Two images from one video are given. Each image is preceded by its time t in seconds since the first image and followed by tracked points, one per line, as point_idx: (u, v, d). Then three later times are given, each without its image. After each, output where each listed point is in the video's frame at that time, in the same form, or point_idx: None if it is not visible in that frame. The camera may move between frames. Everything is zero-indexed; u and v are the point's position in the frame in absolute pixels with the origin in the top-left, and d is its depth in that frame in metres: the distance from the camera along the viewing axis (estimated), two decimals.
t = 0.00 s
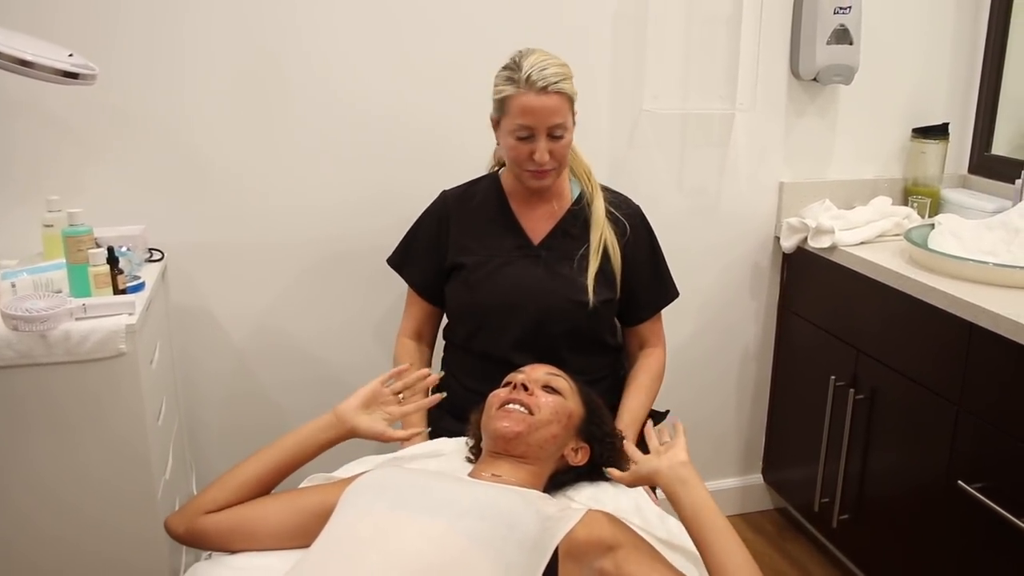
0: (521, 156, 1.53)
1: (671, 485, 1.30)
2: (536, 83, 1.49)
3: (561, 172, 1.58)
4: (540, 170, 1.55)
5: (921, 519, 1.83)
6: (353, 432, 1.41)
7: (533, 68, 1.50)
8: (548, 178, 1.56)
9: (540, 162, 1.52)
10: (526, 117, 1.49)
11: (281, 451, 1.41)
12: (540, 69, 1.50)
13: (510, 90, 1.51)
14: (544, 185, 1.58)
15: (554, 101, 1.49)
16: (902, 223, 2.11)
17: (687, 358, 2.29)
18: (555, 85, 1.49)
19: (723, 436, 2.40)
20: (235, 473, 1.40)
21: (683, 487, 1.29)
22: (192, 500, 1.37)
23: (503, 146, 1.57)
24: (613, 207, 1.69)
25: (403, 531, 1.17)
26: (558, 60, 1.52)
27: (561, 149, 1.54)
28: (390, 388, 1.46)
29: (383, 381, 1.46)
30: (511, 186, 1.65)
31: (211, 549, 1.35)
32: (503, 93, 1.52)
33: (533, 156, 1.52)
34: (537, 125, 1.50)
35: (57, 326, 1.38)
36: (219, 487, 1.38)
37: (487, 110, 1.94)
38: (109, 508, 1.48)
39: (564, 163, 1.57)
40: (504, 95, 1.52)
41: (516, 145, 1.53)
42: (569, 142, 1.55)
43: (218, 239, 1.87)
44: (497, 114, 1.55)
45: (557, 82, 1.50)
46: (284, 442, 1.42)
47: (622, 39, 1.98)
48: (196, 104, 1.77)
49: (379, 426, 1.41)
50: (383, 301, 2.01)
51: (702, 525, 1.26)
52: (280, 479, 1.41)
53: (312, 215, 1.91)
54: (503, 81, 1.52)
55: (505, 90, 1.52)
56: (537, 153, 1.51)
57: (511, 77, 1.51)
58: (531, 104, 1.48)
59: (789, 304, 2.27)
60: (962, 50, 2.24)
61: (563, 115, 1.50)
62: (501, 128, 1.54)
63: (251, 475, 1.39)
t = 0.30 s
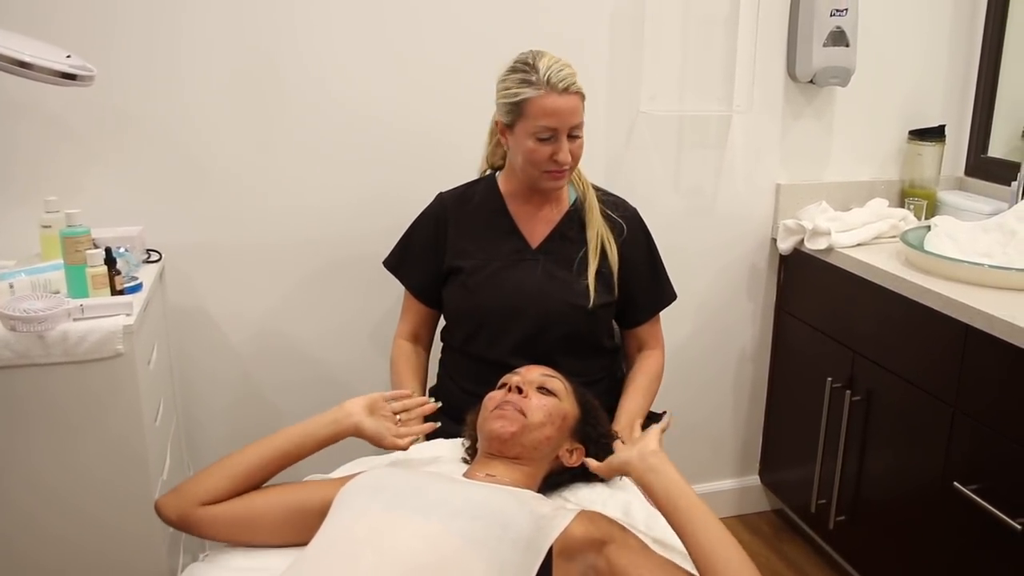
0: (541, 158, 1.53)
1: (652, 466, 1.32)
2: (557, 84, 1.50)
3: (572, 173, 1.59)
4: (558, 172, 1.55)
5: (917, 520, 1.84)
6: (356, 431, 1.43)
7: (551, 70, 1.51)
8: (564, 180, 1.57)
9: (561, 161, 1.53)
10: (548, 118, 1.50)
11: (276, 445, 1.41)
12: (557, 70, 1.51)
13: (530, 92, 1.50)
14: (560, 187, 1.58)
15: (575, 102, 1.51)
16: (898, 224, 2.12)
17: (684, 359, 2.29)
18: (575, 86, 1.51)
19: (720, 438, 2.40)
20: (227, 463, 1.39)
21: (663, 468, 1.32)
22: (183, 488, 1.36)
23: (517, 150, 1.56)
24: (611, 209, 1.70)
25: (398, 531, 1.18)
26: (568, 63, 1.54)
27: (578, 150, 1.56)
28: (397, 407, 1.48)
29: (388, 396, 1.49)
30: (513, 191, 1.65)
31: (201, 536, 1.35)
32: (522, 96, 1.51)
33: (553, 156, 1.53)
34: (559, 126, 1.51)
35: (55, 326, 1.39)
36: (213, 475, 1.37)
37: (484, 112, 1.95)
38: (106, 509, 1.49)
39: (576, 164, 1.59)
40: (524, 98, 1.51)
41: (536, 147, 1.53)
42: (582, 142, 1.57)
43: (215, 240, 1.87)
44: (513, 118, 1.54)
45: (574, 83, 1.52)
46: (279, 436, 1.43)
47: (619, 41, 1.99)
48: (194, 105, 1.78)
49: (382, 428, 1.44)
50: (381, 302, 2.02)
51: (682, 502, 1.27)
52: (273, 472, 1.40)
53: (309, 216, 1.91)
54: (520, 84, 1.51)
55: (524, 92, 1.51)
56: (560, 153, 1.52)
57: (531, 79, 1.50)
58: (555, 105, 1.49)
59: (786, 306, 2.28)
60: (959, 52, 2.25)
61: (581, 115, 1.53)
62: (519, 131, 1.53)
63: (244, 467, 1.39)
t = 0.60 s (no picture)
0: (523, 155, 1.54)
1: (550, 443, 1.25)
2: (552, 86, 1.50)
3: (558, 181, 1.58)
4: (538, 174, 1.55)
5: (916, 524, 1.84)
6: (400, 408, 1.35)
7: (554, 71, 1.51)
8: (544, 184, 1.56)
9: (538, 163, 1.52)
10: (535, 117, 1.50)
11: (296, 436, 1.30)
12: (562, 73, 1.51)
13: (528, 87, 1.52)
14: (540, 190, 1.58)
15: (567, 107, 1.50)
16: (898, 229, 2.12)
17: (684, 363, 2.29)
18: (574, 92, 1.51)
19: (720, 441, 2.41)
20: (243, 461, 1.29)
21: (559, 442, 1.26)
22: (205, 493, 1.27)
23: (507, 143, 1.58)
24: (611, 214, 1.70)
25: (400, 537, 1.17)
26: (581, 70, 1.54)
27: (564, 157, 1.54)
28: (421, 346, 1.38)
29: (419, 340, 1.37)
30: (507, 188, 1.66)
31: (233, 532, 1.31)
32: (519, 89, 1.53)
33: (534, 156, 1.53)
34: (546, 128, 1.51)
35: (56, 327, 1.39)
36: (232, 478, 1.28)
37: (486, 117, 1.96)
38: (107, 509, 1.49)
39: (564, 173, 1.57)
40: (519, 92, 1.53)
41: (521, 143, 1.54)
42: (572, 153, 1.55)
43: (217, 242, 1.88)
44: (509, 110, 1.55)
45: (574, 90, 1.51)
46: (297, 425, 1.31)
47: (620, 45, 1.99)
48: (196, 108, 1.78)
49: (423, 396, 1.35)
50: (381, 305, 2.02)
51: (581, 480, 1.22)
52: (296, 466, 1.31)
53: (310, 219, 1.92)
54: (523, 78, 1.53)
55: (522, 87, 1.53)
56: (539, 155, 1.51)
57: (531, 75, 1.52)
58: (543, 105, 1.49)
59: (786, 309, 2.28)
60: (959, 57, 2.25)
61: (572, 124, 1.51)
62: (510, 124, 1.55)
63: (266, 466, 1.28)
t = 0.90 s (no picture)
0: (520, 153, 1.54)
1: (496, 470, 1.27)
2: (553, 85, 1.50)
3: (553, 181, 1.58)
4: (534, 173, 1.55)
5: (917, 525, 1.84)
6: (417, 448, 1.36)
7: (556, 71, 1.52)
8: (539, 183, 1.57)
9: (533, 161, 1.53)
10: (533, 114, 1.51)
11: (329, 495, 1.27)
12: (564, 74, 1.51)
13: (529, 85, 1.52)
14: (535, 189, 1.58)
15: (565, 107, 1.51)
16: (899, 230, 2.12)
17: (685, 364, 2.30)
18: (574, 93, 1.51)
19: (721, 442, 2.41)
20: (276, 525, 1.24)
21: (509, 472, 1.27)
22: (242, 561, 1.22)
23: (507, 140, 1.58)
24: (612, 215, 1.71)
25: (397, 537, 1.18)
26: (585, 73, 1.54)
27: (560, 158, 1.54)
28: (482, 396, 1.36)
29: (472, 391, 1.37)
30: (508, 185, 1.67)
31: None
32: (522, 86, 1.54)
33: (529, 154, 1.54)
34: (542, 126, 1.51)
35: (59, 327, 1.39)
36: (269, 542, 1.23)
37: (488, 118, 1.96)
38: (109, 509, 1.49)
39: (560, 174, 1.57)
40: (521, 89, 1.54)
41: (518, 139, 1.54)
42: (568, 154, 1.55)
43: (219, 243, 1.88)
44: (510, 107, 1.56)
45: (573, 91, 1.51)
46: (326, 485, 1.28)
47: (621, 47, 2.00)
48: (199, 109, 1.79)
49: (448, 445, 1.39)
50: (383, 306, 2.03)
51: (510, 510, 1.21)
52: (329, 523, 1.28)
53: (312, 220, 1.92)
54: (526, 76, 1.54)
55: (523, 85, 1.54)
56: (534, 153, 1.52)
57: (534, 73, 1.53)
58: (542, 104, 1.50)
59: (787, 310, 2.28)
60: (960, 58, 2.26)
61: (569, 125, 1.51)
62: (510, 120, 1.56)
63: (302, 527, 1.25)
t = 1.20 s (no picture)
0: (524, 155, 1.54)
1: (500, 477, 1.27)
2: (554, 85, 1.51)
3: (558, 182, 1.58)
4: (539, 174, 1.56)
5: (916, 527, 1.84)
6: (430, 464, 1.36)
7: (556, 71, 1.52)
8: (544, 184, 1.57)
9: (538, 162, 1.53)
10: (536, 116, 1.51)
11: (334, 493, 1.27)
12: (564, 74, 1.52)
13: (529, 87, 1.53)
14: (541, 191, 1.58)
15: (567, 107, 1.51)
16: (898, 233, 2.12)
17: (684, 366, 2.30)
18: (575, 93, 1.51)
19: (720, 444, 2.41)
20: (280, 519, 1.25)
21: (512, 480, 1.27)
22: (242, 551, 1.24)
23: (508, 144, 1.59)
24: (611, 218, 1.71)
25: (398, 538, 1.18)
26: (583, 72, 1.55)
27: (564, 158, 1.55)
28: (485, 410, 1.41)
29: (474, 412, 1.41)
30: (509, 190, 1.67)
31: None
32: (522, 89, 1.55)
33: (534, 156, 1.54)
34: (546, 127, 1.52)
35: (60, 330, 1.40)
36: (270, 536, 1.24)
37: (488, 120, 1.96)
38: (109, 509, 1.50)
39: (564, 174, 1.58)
40: (522, 91, 1.54)
41: (521, 142, 1.54)
42: (572, 153, 1.55)
43: (219, 245, 1.88)
44: (510, 111, 1.57)
45: (575, 90, 1.51)
46: (334, 484, 1.28)
47: (621, 50, 2.00)
48: (200, 112, 1.80)
49: (453, 465, 1.39)
50: (383, 308, 2.03)
51: (511, 517, 1.20)
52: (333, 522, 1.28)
53: (312, 222, 1.93)
54: (525, 78, 1.54)
55: (523, 87, 1.54)
56: (539, 154, 1.52)
57: (533, 75, 1.53)
58: (544, 105, 1.50)
59: (786, 313, 2.29)
60: (959, 61, 2.26)
61: (572, 123, 1.52)
62: (511, 123, 1.56)
63: (304, 524, 1.25)
